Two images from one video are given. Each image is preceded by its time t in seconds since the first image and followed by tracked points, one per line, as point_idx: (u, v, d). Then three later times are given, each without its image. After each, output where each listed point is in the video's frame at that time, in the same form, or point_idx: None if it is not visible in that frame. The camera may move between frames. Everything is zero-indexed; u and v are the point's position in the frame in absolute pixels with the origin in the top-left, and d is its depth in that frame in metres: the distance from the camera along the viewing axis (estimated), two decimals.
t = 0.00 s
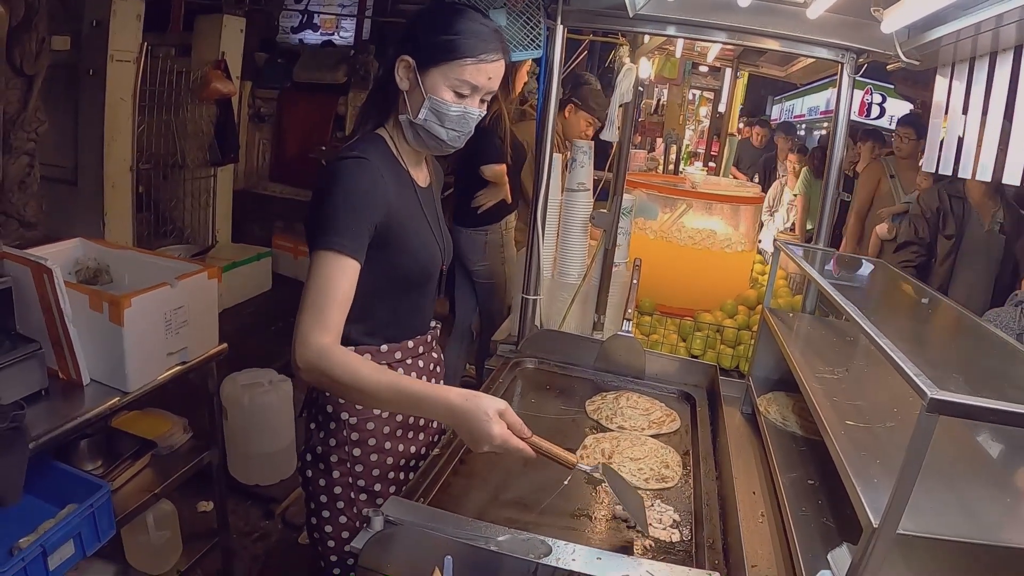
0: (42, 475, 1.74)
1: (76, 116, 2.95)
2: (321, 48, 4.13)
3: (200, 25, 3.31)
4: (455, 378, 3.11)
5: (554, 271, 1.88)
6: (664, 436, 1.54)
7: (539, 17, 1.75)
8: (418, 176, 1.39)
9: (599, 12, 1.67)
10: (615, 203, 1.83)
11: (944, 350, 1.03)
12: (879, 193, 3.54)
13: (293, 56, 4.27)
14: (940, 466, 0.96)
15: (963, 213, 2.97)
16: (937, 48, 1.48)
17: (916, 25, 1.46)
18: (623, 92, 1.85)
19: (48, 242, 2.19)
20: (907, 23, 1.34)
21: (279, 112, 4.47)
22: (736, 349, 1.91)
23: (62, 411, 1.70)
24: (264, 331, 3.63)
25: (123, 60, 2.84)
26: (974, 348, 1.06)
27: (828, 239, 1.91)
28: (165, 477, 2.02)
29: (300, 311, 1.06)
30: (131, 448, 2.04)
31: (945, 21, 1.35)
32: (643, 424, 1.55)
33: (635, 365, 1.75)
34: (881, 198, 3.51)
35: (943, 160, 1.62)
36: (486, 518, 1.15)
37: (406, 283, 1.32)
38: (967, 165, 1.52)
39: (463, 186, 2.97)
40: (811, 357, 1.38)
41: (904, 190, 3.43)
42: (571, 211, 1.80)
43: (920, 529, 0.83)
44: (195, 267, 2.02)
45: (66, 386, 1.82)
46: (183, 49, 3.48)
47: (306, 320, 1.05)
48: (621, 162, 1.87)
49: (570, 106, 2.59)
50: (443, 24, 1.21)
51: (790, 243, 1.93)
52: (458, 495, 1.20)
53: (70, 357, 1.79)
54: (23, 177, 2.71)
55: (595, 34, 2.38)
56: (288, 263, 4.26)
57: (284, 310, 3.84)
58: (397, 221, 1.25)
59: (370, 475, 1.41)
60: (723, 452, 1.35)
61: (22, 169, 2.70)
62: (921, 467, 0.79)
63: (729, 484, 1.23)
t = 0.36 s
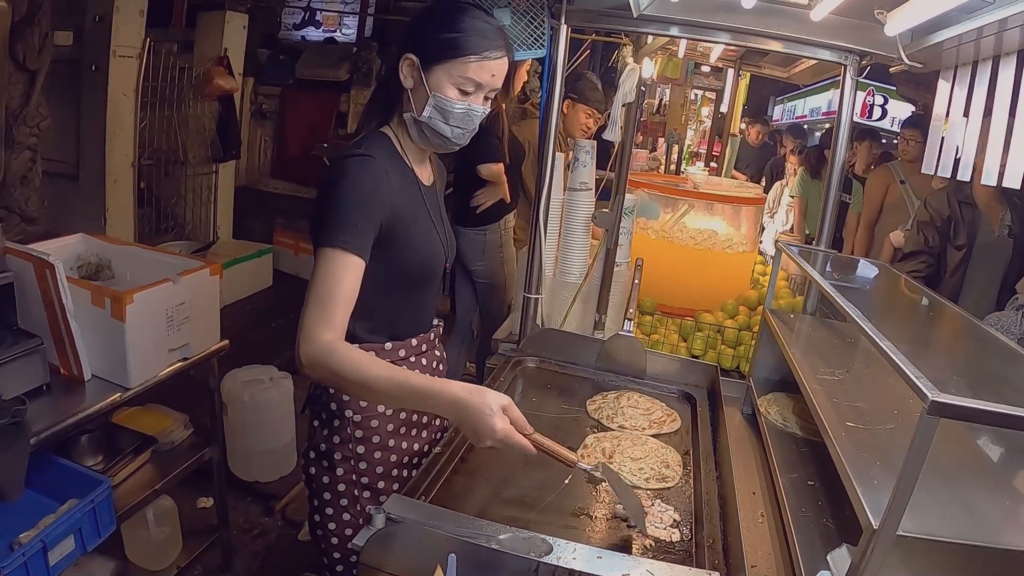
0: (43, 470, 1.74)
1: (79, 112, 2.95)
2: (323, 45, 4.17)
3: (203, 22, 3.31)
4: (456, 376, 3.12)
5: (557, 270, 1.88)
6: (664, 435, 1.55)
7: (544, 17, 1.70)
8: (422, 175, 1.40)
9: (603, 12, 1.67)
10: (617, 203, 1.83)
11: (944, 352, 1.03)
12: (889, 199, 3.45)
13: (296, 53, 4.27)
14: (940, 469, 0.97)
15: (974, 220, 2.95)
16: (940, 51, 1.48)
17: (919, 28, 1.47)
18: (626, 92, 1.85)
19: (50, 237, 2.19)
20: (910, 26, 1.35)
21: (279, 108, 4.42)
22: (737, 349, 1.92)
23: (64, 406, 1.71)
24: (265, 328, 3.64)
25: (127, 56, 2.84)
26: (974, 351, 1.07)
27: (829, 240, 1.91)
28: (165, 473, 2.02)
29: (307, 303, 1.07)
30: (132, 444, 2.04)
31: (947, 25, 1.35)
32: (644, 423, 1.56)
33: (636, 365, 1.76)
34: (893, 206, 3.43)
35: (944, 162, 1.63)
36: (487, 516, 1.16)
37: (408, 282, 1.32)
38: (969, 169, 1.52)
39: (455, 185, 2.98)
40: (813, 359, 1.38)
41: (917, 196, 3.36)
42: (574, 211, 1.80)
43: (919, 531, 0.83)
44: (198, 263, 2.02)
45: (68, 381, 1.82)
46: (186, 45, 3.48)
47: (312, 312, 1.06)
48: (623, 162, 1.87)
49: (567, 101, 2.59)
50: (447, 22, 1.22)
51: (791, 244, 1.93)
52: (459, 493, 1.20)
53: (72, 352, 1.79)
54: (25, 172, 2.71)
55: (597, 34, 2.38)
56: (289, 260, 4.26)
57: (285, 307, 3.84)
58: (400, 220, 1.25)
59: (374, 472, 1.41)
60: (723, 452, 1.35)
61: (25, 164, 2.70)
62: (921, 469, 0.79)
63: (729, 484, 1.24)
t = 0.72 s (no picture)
0: (45, 468, 1.74)
1: (82, 108, 2.94)
2: (326, 42, 4.18)
3: (207, 19, 3.31)
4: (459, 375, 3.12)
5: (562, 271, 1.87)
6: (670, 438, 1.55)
7: (551, 18, 1.75)
8: (430, 175, 1.39)
9: (610, 13, 1.66)
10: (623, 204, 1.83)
11: (952, 358, 1.03)
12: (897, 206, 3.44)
13: (299, 51, 4.27)
14: (948, 475, 0.96)
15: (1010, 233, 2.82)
16: (948, 55, 1.48)
17: (928, 33, 1.46)
18: (633, 93, 1.84)
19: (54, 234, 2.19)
20: (918, 30, 1.34)
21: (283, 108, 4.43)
22: (741, 351, 1.92)
23: (67, 405, 1.70)
24: (267, 326, 3.63)
25: (130, 52, 2.84)
26: (984, 358, 1.06)
27: (835, 242, 1.90)
28: (167, 472, 2.02)
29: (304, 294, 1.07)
30: (134, 442, 2.04)
31: (956, 30, 1.35)
32: (649, 426, 1.56)
33: (641, 367, 1.76)
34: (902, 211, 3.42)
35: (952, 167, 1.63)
36: (493, 519, 1.15)
37: (414, 282, 1.32)
38: (977, 173, 1.51)
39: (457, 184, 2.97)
40: (819, 362, 1.38)
41: (926, 201, 3.36)
42: (579, 212, 1.79)
43: (928, 537, 0.83)
44: (202, 262, 2.02)
45: (71, 379, 1.82)
46: (190, 42, 3.47)
47: (309, 303, 1.06)
48: (629, 163, 1.86)
49: (571, 102, 2.58)
50: (459, 22, 1.21)
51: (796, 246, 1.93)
52: (464, 494, 1.20)
53: (75, 349, 1.79)
54: (28, 169, 2.71)
55: (602, 34, 2.37)
56: (291, 258, 4.25)
57: (286, 305, 3.84)
58: (408, 220, 1.25)
59: (380, 473, 1.42)
60: (729, 455, 1.35)
61: (28, 160, 2.70)
62: (932, 475, 0.79)
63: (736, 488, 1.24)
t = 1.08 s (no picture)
0: (46, 466, 1.73)
1: (86, 106, 2.94)
2: (330, 41, 4.19)
3: (211, 17, 3.30)
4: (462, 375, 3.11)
5: (565, 271, 1.87)
6: (674, 441, 1.54)
7: (556, 16, 1.75)
8: (432, 174, 1.38)
9: (615, 13, 1.65)
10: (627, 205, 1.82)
11: (960, 363, 1.02)
12: (913, 211, 3.57)
13: (303, 49, 4.27)
14: (956, 481, 0.95)
15: None
16: (955, 58, 1.47)
17: (935, 35, 1.45)
18: (638, 93, 1.83)
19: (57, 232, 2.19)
20: (926, 32, 1.33)
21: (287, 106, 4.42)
22: (745, 354, 1.91)
23: (68, 402, 1.70)
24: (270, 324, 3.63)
25: (134, 50, 2.83)
26: (993, 363, 1.05)
27: (840, 245, 1.90)
28: (169, 470, 2.01)
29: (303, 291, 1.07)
30: (136, 440, 2.04)
31: (964, 32, 1.34)
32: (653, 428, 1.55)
33: (645, 369, 1.75)
34: (917, 217, 3.55)
35: (959, 169, 1.62)
36: (496, 522, 1.14)
37: (415, 280, 1.31)
38: (983, 177, 1.50)
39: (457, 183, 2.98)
40: (826, 366, 1.37)
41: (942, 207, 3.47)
42: (583, 213, 1.78)
43: (936, 543, 0.82)
44: (204, 260, 2.01)
45: (72, 377, 1.81)
46: (194, 40, 3.47)
47: (307, 301, 1.06)
48: (634, 164, 1.85)
49: (579, 104, 2.57)
50: (463, 21, 1.21)
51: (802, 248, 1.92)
52: (467, 496, 1.19)
53: (76, 347, 1.78)
54: (31, 166, 2.71)
55: (607, 34, 2.37)
56: (294, 257, 4.25)
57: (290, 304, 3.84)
58: (410, 218, 1.24)
59: (381, 472, 1.41)
60: (732, 458, 1.34)
61: (31, 157, 2.70)
62: (941, 482, 0.78)
63: (740, 492, 1.23)
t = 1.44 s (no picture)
0: (45, 464, 1.73)
1: (87, 104, 2.94)
2: (333, 40, 4.18)
3: (213, 15, 3.30)
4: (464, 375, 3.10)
5: (566, 272, 1.86)
6: (675, 442, 1.53)
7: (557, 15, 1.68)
8: (433, 172, 1.37)
9: (617, 12, 1.65)
10: (629, 205, 1.81)
11: (965, 366, 1.01)
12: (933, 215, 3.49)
13: (305, 48, 4.27)
14: (960, 485, 0.94)
15: None
16: (959, 58, 1.46)
17: (939, 36, 1.44)
18: (641, 93, 1.82)
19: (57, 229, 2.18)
20: (930, 32, 1.32)
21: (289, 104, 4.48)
22: (747, 355, 1.89)
23: (67, 401, 1.69)
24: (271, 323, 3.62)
25: (136, 48, 2.83)
26: (997, 365, 1.04)
27: (843, 247, 1.90)
28: (168, 469, 2.01)
29: (294, 270, 1.06)
30: (135, 439, 2.03)
31: (969, 32, 1.33)
32: (654, 429, 1.54)
33: (645, 370, 1.74)
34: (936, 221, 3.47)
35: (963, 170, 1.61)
36: (495, 523, 1.13)
37: (412, 276, 1.30)
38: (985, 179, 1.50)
39: (458, 182, 2.97)
40: (828, 368, 1.36)
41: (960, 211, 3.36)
42: (584, 213, 1.77)
43: (938, 548, 0.81)
44: (204, 259, 2.01)
45: (71, 375, 1.81)
46: (196, 38, 3.47)
47: (299, 280, 1.05)
48: (636, 164, 1.84)
49: (583, 104, 2.56)
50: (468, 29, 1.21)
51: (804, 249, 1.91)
52: (467, 497, 1.18)
53: (76, 346, 1.78)
54: (32, 163, 2.70)
55: (610, 34, 2.36)
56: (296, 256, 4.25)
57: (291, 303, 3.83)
58: (411, 214, 1.23)
59: (375, 466, 1.41)
60: (734, 460, 1.33)
61: (32, 155, 2.69)
62: (945, 486, 0.77)
63: (741, 495, 1.22)
